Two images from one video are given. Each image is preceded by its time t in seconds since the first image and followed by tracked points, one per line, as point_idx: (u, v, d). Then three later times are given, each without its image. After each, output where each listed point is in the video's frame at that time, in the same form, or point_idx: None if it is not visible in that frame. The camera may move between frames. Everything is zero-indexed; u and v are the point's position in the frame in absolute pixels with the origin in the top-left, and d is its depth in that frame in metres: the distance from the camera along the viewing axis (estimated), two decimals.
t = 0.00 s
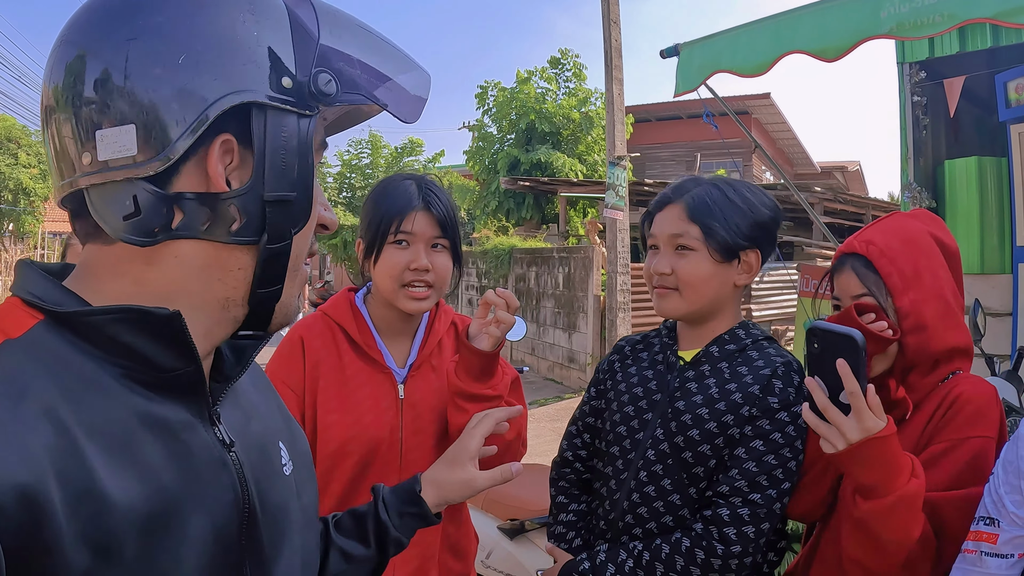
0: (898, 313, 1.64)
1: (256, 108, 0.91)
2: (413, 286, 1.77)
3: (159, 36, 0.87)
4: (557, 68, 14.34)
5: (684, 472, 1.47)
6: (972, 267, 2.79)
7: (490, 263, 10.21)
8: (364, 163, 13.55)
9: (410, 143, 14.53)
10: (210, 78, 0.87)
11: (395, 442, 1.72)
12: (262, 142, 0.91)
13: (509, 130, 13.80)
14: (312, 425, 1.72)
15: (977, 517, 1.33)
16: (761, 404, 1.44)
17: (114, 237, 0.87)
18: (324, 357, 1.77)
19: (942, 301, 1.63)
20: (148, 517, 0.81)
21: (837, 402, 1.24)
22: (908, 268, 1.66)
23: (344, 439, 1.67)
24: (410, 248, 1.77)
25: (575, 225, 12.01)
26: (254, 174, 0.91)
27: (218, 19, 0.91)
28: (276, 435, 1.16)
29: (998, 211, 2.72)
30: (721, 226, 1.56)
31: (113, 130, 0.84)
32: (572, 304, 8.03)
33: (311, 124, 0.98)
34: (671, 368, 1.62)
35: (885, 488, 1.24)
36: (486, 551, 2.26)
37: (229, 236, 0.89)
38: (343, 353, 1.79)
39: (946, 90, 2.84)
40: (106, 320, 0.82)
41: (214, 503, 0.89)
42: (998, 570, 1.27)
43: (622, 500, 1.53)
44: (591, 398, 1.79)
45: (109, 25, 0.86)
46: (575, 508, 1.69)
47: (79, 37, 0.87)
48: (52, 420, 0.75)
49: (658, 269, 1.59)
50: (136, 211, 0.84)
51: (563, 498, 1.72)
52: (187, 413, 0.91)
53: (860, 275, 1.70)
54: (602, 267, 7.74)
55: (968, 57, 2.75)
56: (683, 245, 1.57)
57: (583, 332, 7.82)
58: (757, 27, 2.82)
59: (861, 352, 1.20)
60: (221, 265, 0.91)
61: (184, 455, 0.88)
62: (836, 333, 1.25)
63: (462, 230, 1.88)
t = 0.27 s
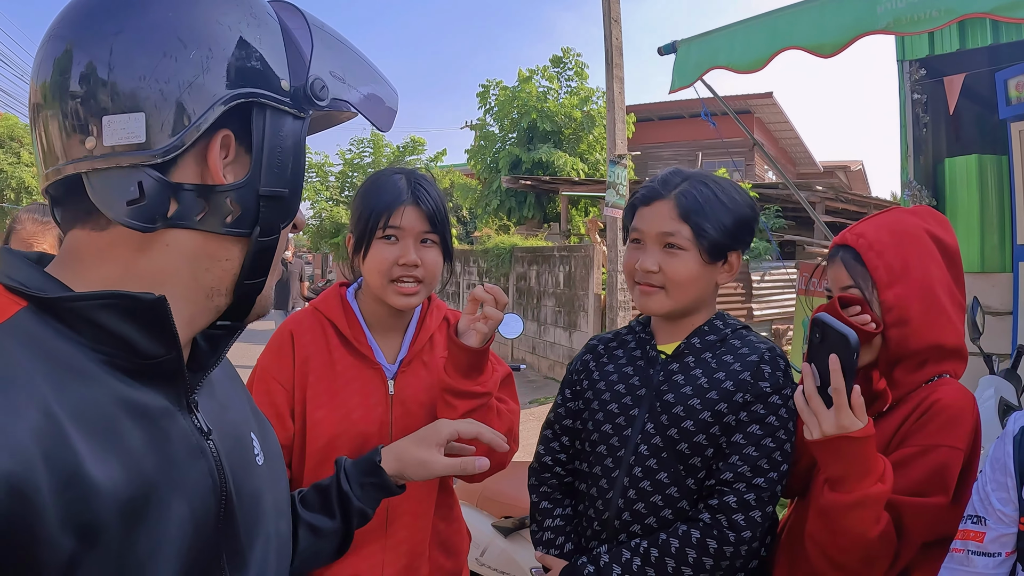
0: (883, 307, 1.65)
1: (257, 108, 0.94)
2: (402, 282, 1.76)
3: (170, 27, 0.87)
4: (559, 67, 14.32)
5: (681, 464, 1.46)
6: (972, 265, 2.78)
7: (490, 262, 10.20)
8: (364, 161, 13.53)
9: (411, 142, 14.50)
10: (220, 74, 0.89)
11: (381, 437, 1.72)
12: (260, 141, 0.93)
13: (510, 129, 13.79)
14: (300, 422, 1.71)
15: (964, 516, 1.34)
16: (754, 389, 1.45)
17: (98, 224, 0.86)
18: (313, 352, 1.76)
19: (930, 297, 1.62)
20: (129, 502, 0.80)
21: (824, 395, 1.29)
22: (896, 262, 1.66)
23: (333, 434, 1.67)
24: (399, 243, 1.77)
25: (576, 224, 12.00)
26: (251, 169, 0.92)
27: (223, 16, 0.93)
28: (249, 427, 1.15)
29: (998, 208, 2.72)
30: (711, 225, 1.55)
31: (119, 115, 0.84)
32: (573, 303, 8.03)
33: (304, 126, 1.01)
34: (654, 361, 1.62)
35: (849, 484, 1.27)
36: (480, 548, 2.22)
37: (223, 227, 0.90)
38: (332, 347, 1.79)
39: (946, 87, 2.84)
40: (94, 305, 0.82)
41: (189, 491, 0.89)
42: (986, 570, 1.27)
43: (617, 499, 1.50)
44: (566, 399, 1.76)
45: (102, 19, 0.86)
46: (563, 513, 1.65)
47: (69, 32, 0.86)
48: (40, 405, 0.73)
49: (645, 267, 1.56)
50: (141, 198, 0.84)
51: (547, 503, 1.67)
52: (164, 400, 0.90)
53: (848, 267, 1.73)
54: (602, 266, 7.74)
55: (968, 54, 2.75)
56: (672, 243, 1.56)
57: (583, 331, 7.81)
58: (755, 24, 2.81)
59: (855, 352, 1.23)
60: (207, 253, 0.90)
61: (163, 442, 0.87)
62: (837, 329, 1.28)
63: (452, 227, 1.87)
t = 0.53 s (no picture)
0: (897, 313, 1.62)
1: (241, 111, 0.93)
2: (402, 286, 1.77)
3: (156, 34, 0.88)
4: (561, 67, 14.31)
5: (683, 468, 1.46)
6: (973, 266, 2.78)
7: (492, 262, 10.19)
8: (367, 161, 13.54)
9: (413, 141, 14.50)
10: (205, 78, 0.89)
11: (380, 441, 1.72)
12: (245, 145, 0.93)
13: (512, 128, 13.78)
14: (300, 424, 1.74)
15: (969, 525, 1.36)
16: (753, 389, 1.46)
17: (88, 229, 0.86)
18: (311, 355, 1.77)
19: (939, 303, 1.61)
20: (117, 506, 0.80)
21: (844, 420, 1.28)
22: (908, 268, 1.63)
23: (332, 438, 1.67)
24: (400, 247, 1.77)
25: (578, 224, 12.00)
26: (237, 172, 0.92)
27: (209, 22, 0.93)
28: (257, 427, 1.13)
29: (1000, 209, 2.71)
30: (707, 226, 1.56)
31: (106, 121, 0.84)
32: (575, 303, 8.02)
33: (290, 129, 1.01)
34: (649, 364, 1.62)
35: (884, 504, 1.25)
36: (481, 550, 2.21)
37: (209, 231, 0.90)
38: (332, 349, 1.79)
39: (949, 87, 2.83)
40: (83, 311, 0.81)
41: (183, 495, 0.88)
42: None
43: (618, 505, 1.50)
44: (561, 407, 1.74)
45: (89, 28, 0.87)
46: (563, 522, 1.62)
47: (61, 42, 0.87)
48: (27, 407, 0.74)
49: (640, 268, 1.56)
50: (127, 202, 0.84)
51: (545, 514, 1.64)
52: (155, 405, 0.90)
53: (860, 272, 1.70)
54: (604, 266, 7.73)
55: (971, 55, 2.74)
56: (668, 244, 1.56)
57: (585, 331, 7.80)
58: (757, 24, 2.80)
59: (871, 374, 1.23)
60: (198, 258, 0.90)
61: (153, 447, 0.86)
62: (844, 353, 1.28)
63: (453, 230, 1.87)
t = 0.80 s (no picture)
0: (926, 313, 1.61)
1: (261, 130, 0.95)
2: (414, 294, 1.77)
3: (180, 59, 0.91)
4: (564, 66, 14.30)
5: (698, 483, 1.46)
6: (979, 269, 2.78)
7: (495, 262, 10.19)
8: (370, 161, 13.56)
9: (416, 141, 14.50)
10: (227, 99, 0.92)
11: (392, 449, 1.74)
12: (266, 163, 0.95)
13: (515, 128, 13.79)
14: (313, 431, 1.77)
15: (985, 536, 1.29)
16: (771, 403, 1.46)
17: (113, 246, 0.88)
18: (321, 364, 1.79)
19: (966, 302, 1.61)
20: (139, 518, 0.81)
21: (886, 424, 1.27)
22: (938, 266, 1.62)
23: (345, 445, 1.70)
24: (410, 256, 1.78)
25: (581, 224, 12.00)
26: (257, 189, 0.94)
27: (229, 46, 0.95)
28: (278, 419, 1.12)
29: (1005, 211, 2.72)
30: (725, 234, 1.57)
31: (131, 139, 0.87)
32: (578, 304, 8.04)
33: (309, 149, 1.03)
34: (665, 374, 1.62)
35: (926, 517, 1.24)
36: (487, 555, 2.23)
37: (229, 246, 0.91)
38: (342, 358, 1.81)
39: (954, 90, 2.83)
40: (105, 327, 0.83)
41: (205, 505, 0.88)
42: None
43: (632, 520, 1.49)
44: (575, 415, 1.72)
45: (114, 54, 0.90)
46: (575, 534, 1.62)
47: (86, 69, 0.90)
48: (54, 420, 0.76)
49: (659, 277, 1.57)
50: (151, 218, 0.86)
51: (558, 525, 1.64)
52: (177, 415, 0.90)
53: (887, 271, 1.66)
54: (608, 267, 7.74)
55: (976, 57, 2.73)
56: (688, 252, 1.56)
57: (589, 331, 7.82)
58: (762, 28, 2.81)
59: (916, 371, 1.23)
60: (217, 274, 0.91)
61: (174, 458, 0.87)
62: (890, 350, 1.28)
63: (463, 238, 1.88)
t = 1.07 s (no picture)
0: (907, 306, 1.64)
1: (275, 135, 0.96)
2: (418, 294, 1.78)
3: (195, 66, 0.92)
4: (565, 66, 14.30)
5: (713, 493, 1.47)
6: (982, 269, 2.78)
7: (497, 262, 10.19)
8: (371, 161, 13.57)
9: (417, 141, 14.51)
10: (243, 105, 0.93)
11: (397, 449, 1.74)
12: (280, 166, 0.96)
13: (517, 128, 13.79)
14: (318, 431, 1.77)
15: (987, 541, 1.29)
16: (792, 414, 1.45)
17: (132, 248, 0.89)
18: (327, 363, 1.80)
19: (959, 308, 1.59)
20: (152, 516, 0.82)
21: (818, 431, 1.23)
22: (935, 264, 1.64)
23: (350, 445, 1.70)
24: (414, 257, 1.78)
25: (582, 224, 12.00)
26: (271, 192, 0.95)
27: (243, 55, 0.97)
28: (284, 412, 1.13)
29: (1007, 211, 2.73)
30: (750, 232, 1.57)
31: (150, 142, 0.88)
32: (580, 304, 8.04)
33: (320, 156, 1.03)
34: (683, 381, 1.62)
35: (854, 528, 1.23)
36: (490, 554, 2.23)
37: (246, 247, 0.92)
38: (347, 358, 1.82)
39: (955, 90, 2.83)
40: (121, 330, 0.83)
41: (219, 503, 0.89)
42: None
43: (646, 529, 1.50)
44: (589, 418, 1.76)
45: (130, 63, 0.91)
46: (587, 540, 1.63)
47: (103, 78, 0.92)
48: (70, 420, 0.77)
49: (680, 276, 1.57)
50: (170, 218, 0.87)
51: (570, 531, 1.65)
52: (190, 415, 0.90)
53: (884, 254, 1.73)
54: (609, 267, 7.74)
55: (978, 57, 2.73)
56: (710, 251, 1.57)
57: (590, 331, 7.82)
58: (765, 28, 2.81)
59: (844, 385, 1.15)
60: (232, 276, 0.92)
61: (186, 457, 0.88)
62: (820, 357, 1.20)
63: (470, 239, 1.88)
